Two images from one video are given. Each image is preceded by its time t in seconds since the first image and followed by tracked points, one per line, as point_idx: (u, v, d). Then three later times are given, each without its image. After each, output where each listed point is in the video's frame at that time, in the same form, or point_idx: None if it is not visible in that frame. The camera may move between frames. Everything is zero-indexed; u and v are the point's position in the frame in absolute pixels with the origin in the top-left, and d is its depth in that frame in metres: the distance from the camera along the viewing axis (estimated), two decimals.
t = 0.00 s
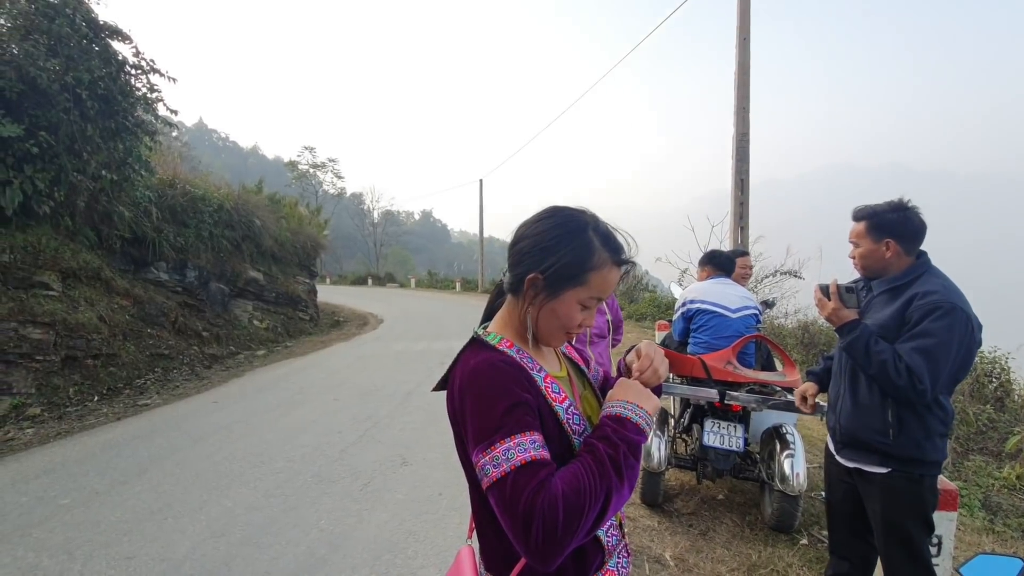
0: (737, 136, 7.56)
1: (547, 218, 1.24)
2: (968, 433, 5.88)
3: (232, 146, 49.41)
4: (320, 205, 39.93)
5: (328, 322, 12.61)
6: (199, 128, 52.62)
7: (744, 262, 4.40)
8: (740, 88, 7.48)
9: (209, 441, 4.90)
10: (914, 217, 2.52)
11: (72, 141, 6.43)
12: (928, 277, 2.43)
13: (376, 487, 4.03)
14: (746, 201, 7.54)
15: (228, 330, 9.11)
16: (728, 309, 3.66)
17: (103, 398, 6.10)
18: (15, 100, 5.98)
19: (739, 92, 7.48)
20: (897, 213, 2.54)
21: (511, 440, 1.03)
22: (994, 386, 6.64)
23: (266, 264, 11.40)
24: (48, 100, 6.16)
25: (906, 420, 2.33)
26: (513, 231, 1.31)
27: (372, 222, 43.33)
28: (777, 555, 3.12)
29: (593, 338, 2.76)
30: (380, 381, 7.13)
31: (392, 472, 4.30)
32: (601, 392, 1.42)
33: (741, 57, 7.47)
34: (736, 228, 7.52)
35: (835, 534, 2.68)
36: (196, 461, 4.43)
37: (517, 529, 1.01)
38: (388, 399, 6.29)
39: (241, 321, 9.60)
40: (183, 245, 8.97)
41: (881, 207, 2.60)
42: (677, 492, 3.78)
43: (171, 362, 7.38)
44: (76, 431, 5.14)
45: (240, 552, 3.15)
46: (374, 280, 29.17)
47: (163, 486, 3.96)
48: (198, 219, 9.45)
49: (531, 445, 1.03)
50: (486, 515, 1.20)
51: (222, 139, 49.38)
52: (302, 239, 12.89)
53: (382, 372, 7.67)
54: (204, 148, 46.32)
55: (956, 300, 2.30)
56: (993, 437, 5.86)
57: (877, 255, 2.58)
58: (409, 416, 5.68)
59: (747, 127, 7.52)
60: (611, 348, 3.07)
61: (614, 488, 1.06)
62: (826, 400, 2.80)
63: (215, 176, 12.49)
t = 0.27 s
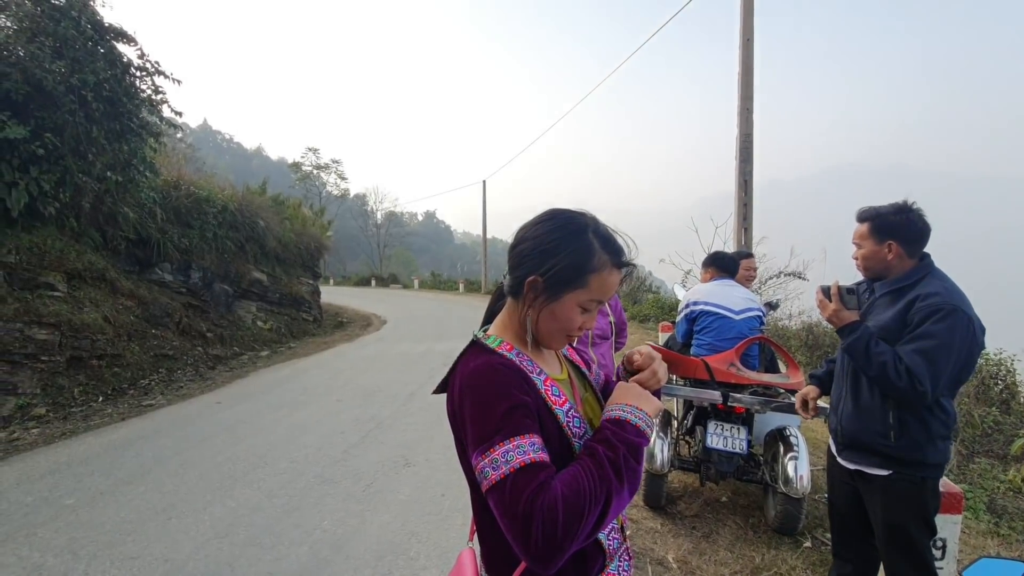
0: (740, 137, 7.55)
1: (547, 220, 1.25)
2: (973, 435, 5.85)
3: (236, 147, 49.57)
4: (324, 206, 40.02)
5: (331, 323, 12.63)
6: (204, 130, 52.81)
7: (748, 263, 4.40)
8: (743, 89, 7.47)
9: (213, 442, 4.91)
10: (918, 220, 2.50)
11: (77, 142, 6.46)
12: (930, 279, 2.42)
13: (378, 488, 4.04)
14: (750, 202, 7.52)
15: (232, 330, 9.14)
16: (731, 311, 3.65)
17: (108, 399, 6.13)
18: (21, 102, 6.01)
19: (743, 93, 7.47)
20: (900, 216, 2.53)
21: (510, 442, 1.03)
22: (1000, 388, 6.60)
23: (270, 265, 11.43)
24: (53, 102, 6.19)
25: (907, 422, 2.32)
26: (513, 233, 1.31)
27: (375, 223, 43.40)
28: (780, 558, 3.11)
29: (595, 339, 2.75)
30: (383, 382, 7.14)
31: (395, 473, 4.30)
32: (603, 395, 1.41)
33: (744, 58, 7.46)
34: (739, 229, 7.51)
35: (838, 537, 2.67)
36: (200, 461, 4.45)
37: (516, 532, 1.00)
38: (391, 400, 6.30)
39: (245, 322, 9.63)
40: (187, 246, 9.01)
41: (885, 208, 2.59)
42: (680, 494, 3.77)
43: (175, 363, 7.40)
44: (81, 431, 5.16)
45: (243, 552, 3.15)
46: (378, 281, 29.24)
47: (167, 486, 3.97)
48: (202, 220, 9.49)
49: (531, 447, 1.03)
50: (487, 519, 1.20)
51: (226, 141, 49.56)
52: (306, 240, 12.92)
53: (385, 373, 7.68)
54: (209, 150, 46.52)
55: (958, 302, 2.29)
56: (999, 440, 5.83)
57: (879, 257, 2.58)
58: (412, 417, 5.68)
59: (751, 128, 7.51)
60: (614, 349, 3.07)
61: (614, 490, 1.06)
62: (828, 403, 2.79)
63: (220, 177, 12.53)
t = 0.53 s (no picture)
0: (743, 136, 7.54)
1: (549, 221, 1.25)
2: (976, 435, 5.84)
3: (238, 147, 49.64)
4: (326, 206, 40.07)
5: (334, 323, 12.65)
6: (206, 130, 52.89)
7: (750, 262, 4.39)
8: (746, 88, 7.46)
9: (215, 441, 4.93)
10: (919, 219, 2.50)
11: (81, 142, 6.48)
12: (932, 279, 2.42)
13: (381, 487, 4.05)
14: (752, 201, 7.52)
15: (234, 330, 9.16)
16: (733, 310, 3.65)
17: (111, 398, 6.15)
18: (25, 103, 6.04)
19: (745, 92, 7.46)
20: (902, 215, 2.53)
21: (511, 436, 1.03)
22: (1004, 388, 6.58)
23: (272, 265, 11.45)
24: (56, 103, 6.21)
25: (909, 421, 2.32)
26: (516, 234, 1.32)
27: (377, 223, 43.44)
28: (782, 557, 3.11)
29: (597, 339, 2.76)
30: (386, 382, 7.15)
31: (397, 472, 4.31)
32: (604, 396, 1.42)
33: (746, 57, 7.45)
34: (741, 228, 7.50)
35: (840, 537, 2.67)
36: (203, 460, 4.46)
37: (519, 526, 1.01)
38: (394, 400, 6.32)
39: (247, 322, 9.64)
40: (190, 246, 9.03)
41: (887, 207, 2.58)
42: (682, 494, 3.77)
43: (178, 362, 7.42)
44: (84, 430, 5.18)
45: (246, 551, 3.17)
46: (380, 281, 29.27)
47: (170, 485, 3.99)
48: (205, 220, 9.51)
49: (532, 442, 1.03)
50: (489, 518, 1.20)
51: (229, 141, 49.63)
52: (308, 240, 12.95)
53: (388, 372, 7.69)
54: (211, 150, 46.61)
55: (960, 301, 2.29)
56: (1002, 439, 5.82)
57: (881, 257, 2.58)
58: (414, 417, 5.69)
59: (753, 127, 7.51)
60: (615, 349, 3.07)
61: (616, 483, 1.07)
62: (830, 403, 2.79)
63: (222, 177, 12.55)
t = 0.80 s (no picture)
0: (743, 135, 7.53)
1: (553, 222, 1.25)
2: (977, 434, 5.83)
3: (238, 147, 49.65)
4: (326, 205, 40.09)
5: (334, 323, 12.66)
6: (207, 130, 52.91)
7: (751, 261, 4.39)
8: (746, 87, 7.46)
9: (217, 441, 4.93)
10: (919, 218, 2.50)
11: (82, 143, 6.48)
12: (933, 278, 2.42)
13: (382, 487, 4.05)
14: (753, 200, 7.51)
15: (235, 330, 9.17)
16: (734, 310, 3.65)
17: (113, 398, 6.16)
18: (26, 103, 6.04)
19: (745, 91, 7.46)
20: (901, 214, 2.53)
21: (514, 436, 1.04)
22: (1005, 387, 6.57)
23: (273, 265, 11.46)
24: (57, 103, 6.21)
25: (910, 421, 2.32)
26: (519, 234, 1.32)
27: (378, 223, 43.46)
28: (783, 557, 3.11)
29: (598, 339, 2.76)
30: (387, 381, 7.16)
31: (399, 471, 4.32)
32: (606, 396, 1.42)
33: (747, 56, 7.45)
34: (742, 227, 7.50)
35: (841, 536, 2.67)
36: (204, 460, 4.46)
37: (523, 524, 1.01)
38: (395, 399, 6.32)
39: (248, 322, 9.65)
40: (191, 246, 9.04)
41: (886, 207, 2.59)
42: (683, 493, 3.78)
43: (179, 362, 7.43)
44: (86, 430, 5.19)
45: (248, 551, 3.17)
46: (380, 280, 29.29)
47: (172, 485, 3.99)
48: (206, 220, 9.52)
49: (535, 441, 1.04)
50: (492, 519, 1.20)
51: (229, 141, 49.65)
52: (309, 239, 12.96)
53: (389, 372, 7.70)
54: (212, 150, 46.64)
55: (960, 300, 2.29)
56: (1004, 439, 5.82)
57: (881, 256, 2.58)
58: (415, 416, 5.70)
59: (753, 126, 7.50)
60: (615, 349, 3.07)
61: (621, 481, 1.07)
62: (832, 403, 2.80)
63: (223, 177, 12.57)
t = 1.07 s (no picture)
0: (748, 132, 7.50)
1: (560, 221, 1.25)
2: (985, 431, 5.80)
3: (242, 148, 49.79)
4: (330, 205, 40.17)
5: (339, 322, 12.69)
6: (211, 130, 53.07)
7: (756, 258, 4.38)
8: (750, 84, 7.43)
9: (223, 440, 4.95)
10: (924, 215, 2.49)
11: (87, 145, 6.51)
12: (939, 274, 2.40)
13: (387, 486, 4.06)
14: (757, 198, 7.48)
15: (241, 330, 9.20)
16: (739, 307, 3.64)
17: (120, 398, 6.20)
18: (31, 106, 6.07)
19: (750, 88, 7.43)
20: (906, 211, 2.52)
21: (523, 435, 1.04)
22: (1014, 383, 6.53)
23: (278, 265, 11.50)
24: (63, 105, 6.24)
25: (918, 418, 2.31)
26: (526, 232, 1.32)
27: (381, 222, 43.52)
28: (790, 555, 3.10)
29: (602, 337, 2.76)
30: (392, 380, 7.17)
31: (404, 471, 4.32)
32: (613, 395, 1.42)
33: (751, 52, 7.41)
34: (747, 224, 7.48)
35: (849, 534, 2.66)
36: (211, 460, 4.48)
37: (533, 524, 1.01)
38: (400, 398, 6.33)
39: (253, 322, 9.69)
40: (196, 247, 9.07)
41: (892, 203, 2.57)
42: (689, 491, 3.77)
43: (186, 362, 7.46)
44: (93, 431, 5.22)
45: (255, 550, 3.18)
46: (385, 280, 29.35)
47: (179, 484, 4.02)
48: (211, 220, 9.55)
49: (544, 440, 1.03)
50: (501, 518, 1.20)
51: (233, 142, 49.79)
52: (313, 239, 12.99)
53: (394, 371, 7.71)
54: (216, 151, 46.80)
55: (967, 296, 2.27)
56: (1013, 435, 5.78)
57: (886, 253, 2.56)
58: (420, 415, 5.71)
59: (758, 123, 7.47)
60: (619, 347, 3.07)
61: (631, 479, 1.07)
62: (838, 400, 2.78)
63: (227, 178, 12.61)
